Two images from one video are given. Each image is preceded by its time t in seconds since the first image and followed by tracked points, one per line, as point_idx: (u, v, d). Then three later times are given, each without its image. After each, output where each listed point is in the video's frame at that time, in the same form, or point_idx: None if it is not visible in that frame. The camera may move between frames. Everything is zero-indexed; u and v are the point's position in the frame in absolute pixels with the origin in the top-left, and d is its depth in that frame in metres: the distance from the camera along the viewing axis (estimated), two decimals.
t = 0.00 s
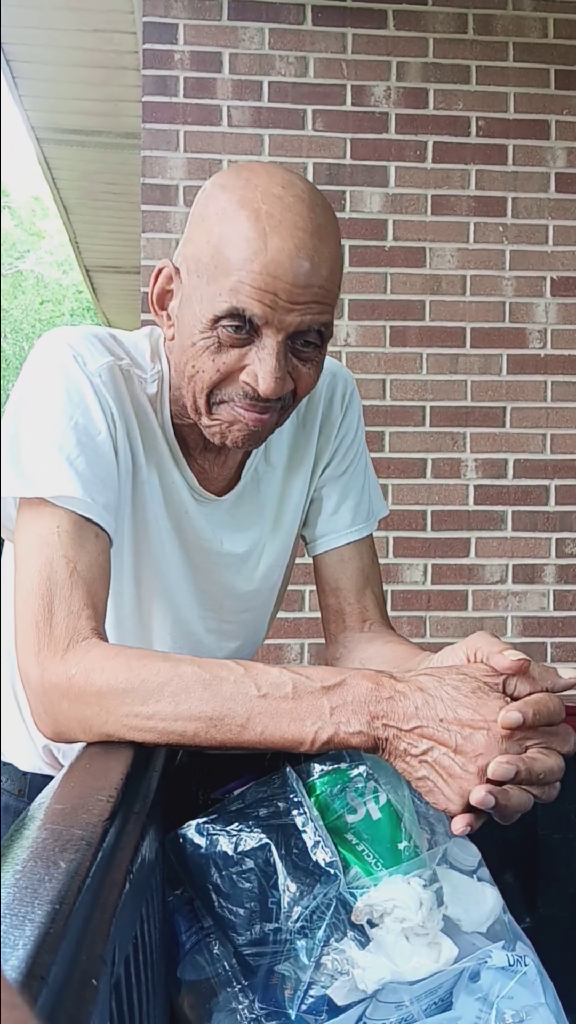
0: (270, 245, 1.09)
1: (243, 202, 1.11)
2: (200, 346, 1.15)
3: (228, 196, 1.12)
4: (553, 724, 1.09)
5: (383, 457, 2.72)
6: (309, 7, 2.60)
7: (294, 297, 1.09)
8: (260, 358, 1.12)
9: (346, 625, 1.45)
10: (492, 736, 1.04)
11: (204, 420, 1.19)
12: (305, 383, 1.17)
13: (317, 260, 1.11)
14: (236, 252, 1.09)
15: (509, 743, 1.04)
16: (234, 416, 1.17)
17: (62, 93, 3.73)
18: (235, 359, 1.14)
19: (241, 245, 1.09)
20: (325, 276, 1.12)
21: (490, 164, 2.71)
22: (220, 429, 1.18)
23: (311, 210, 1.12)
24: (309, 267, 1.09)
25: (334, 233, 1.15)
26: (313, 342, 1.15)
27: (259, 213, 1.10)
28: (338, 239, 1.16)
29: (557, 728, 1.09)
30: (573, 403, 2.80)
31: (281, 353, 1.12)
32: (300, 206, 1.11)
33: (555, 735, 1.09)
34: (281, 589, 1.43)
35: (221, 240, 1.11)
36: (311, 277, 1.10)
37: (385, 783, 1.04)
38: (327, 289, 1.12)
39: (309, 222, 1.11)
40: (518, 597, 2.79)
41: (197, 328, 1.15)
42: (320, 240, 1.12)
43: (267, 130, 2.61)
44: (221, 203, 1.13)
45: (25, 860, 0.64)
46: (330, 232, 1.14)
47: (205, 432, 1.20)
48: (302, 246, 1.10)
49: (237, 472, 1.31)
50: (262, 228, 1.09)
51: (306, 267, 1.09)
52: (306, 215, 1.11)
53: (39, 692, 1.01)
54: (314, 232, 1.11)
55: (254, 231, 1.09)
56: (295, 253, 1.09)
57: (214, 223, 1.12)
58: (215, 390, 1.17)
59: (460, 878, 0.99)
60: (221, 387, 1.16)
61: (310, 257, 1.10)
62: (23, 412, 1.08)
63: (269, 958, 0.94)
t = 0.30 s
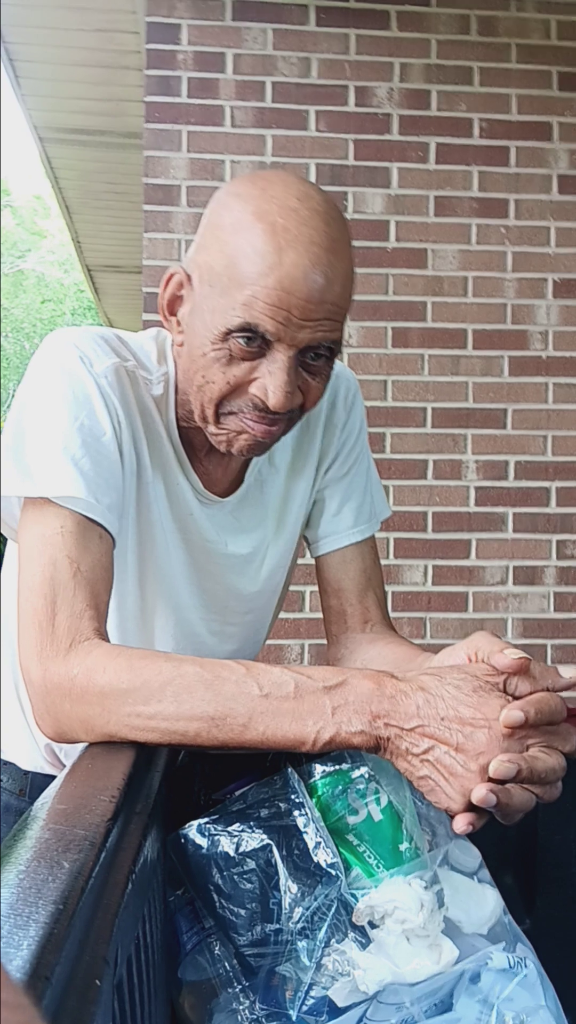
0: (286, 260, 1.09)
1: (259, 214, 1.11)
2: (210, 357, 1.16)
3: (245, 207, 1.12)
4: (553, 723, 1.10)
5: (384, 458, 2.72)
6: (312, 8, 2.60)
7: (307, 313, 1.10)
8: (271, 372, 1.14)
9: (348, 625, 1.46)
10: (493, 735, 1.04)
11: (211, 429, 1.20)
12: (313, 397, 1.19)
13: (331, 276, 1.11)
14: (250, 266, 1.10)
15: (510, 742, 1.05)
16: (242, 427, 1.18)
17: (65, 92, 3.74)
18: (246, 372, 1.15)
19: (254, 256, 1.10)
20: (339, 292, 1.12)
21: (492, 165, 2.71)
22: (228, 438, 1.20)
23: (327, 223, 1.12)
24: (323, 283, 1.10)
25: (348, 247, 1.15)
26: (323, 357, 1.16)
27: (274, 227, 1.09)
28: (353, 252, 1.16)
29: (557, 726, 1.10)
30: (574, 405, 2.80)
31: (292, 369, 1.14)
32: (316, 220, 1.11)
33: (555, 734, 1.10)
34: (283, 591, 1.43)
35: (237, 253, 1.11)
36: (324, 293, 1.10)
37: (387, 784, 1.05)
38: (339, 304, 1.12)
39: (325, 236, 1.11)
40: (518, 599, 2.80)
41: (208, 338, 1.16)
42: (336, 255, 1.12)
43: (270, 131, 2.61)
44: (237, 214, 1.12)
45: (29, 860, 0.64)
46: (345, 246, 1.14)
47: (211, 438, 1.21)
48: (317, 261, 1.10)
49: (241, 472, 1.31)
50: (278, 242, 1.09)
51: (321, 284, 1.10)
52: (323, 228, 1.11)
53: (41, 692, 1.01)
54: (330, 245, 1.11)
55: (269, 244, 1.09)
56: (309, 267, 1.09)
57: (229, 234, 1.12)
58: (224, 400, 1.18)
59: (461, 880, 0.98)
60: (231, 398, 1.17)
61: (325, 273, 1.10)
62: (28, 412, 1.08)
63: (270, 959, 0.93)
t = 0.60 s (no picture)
0: (270, 245, 1.08)
1: (247, 200, 1.10)
2: (195, 341, 1.16)
3: (234, 193, 1.12)
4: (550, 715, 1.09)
5: (384, 453, 2.71)
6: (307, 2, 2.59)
7: (290, 299, 1.08)
8: (252, 358, 1.13)
9: (346, 619, 1.45)
10: (489, 726, 1.04)
11: (195, 415, 1.19)
12: (298, 388, 1.17)
13: (317, 263, 1.10)
14: (235, 251, 1.09)
15: (506, 734, 1.04)
16: (224, 414, 1.17)
17: (62, 90, 3.73)
18: (228, 356, 1.14)
19: (239, 240, 1.09)
20: (325, 279, 1.11)
21: (490, 158, 2.70)
22: (210, 426, 1.19)
23: (315, 212, 1.11)
24: (308, 268, 1.08)
25: (339, 236, 1.13)
26: (308, 346, 1.14)
27: (261, 213, 1.09)
28: (343, 244, 1.15)
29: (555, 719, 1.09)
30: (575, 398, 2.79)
31: (274, 356, 1.12)
32: (305, 207, 1.10)
33: (553, 726, 1.09)
34: (281, 586, 1.43)
35: (220, 239, 1.11)
36: (308, 280, 1.09)
37: (384, 778, 1.04)
38: (325, 293, 1.11)
39: (312, 223, 1.10)
40: (520, 592, 2.79)
41: (193, 323, 1.16)
42: (323, 242, 1.10)
43: (266, 126, 2.60)
44: (226, 200, 1.12)
45: (18, 855, 0.64)
46: (335, 234, 1.13)
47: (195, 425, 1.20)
48: (303, 247, 1.09)
49: (237, 465, 1.30)
50: (263, 228, 1.08)
51: (305, 270, 1.08)
52: (309, 216, 1.10)
53: (36, 689, 1.00)
54: (318, 234, 1.10)
55: (254, 230, 1.08)
56: (294, 253, 1.08)
57: (217, 219, 1.12)
58: (207, 386, 1.17)
59: (459, 873, 0.98)
60: (213, 384, 1.16)
61: (310, 260, 1.09)
62: (22, 410, 1.07)
63: (267, 954, 0.93)
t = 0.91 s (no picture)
0: (256, 217, 1.10)
1: (239, 179, 1.13)
2: (185, 315, 1.17)
3: (228, 174, 1.15)
4: (557, 717, 1.09)
5: (387, 453, 2.71)
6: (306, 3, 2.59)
7: (275, 268, 1.10)
8: (238, 328, 1.13)
9: (352, 619, 1.46)
10: (497, 727, 1.04)
11: (185, 395, 1.19)
12: (287, 366, 1.18)
13: (305, 237, 1.11)
14: (224, 223, 1.11)
15: (514, 736, 1.04)
16: (212, 392, 1.16)
17: (61, 92, 3.73)
18: (215, 328, 1.15)
19: (229, 214, 1.11)
20: (313, 253, 1.12)
21: (490, 157, 2.70)
22: (198, 405, 1.18)
23: (308, 192, 1.13)
24: (294, 240, 1.10)
25: (333, 217, 1.15)
26: (298, 323, 1.16)
27: (251, 188, 1.11)
28: (338, 231, 1.17)
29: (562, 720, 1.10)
30: None
31: (260, 326, 1.13)
32: (297, 185, 1.12)
33: (560, 728, 1.09)
34: (286, 587, 1.43)
35: (211, 211, 1.13)
36: (294, 252, 1.10)
37: (391, 777, 1.05)
38: (311, 269, 1.12)
39: (302, 200, 1.12)
40: (524, 591, 2.79)
41: (185, 298, 1.17)
42: (313, 219, 1.12)
43: (267, 127, 2.61)
44: (220, 181, 1.15)
45: (30, 858, 0.64)
46: (328, 214, 1.14)
47: (185, 407, 1.19)
48: (290, 221, 1.10)
49: (243, 464, 1.31)
50: (252, 201, 1.10)
51: (290, 241, 1.10)
52: (301, 193, 1.12)
53: (43, 692, 1.00)
54: (308, 210, 1.12)
55: (243, 204, 1.10)
56: (282, 226, 1.10)
57: (211, 198, 1.15)
58: (195, 361, 1.17)
59: (467, 873, 0.99)
60: (200, 358, 1.16)
61: (297, 233, 1.11)
62: (26, 412, 1.08)
63: (277, 954, 0.93)
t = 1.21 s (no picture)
0: (247, 192, 1.13)
1: (230, 162, 1.17)
2: (178, 295, 1.19)
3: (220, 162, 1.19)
4: (559, 717, 1.09)
5: (388, 453, 2.71)
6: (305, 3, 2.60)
7: (266, 240, 1.13)
8: (231, 302, 1.15)
9: (354, 619, 1.46)
10: (499, 727, 1.04)
11: (180, 377, 1.19)
12: (281, 342, 1.19)
13: (295, 211, 1.14)
14: (216, 201, 1.14)
15: (516, 736, 1.04)
16: (207, 370, 1.16)
17: (60, 94, 3.74)
18: (208, 303, 1.16)
19: (220, 193, 1.14)
20: (304, 227, 1.14)
21: (490, 156, 2.70)
22: (192, 385, 1.17)
23: (299, 173, 1.17)
24: (285, 214, 1.13)
25: (323, 197, 1.18)
26: (292, 298, 1.18)
27: (241, 168, 1.15)
28: (330, 215, 1.20)
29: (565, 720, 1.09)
30: None
31: (253, 298, 1.15)
32: (286, 165, 1.16)
33: (563, 728, 1.09)
34: (288, 587, 1.43)
35: (204, 192, 1.17)
36: (285, 224, 1.13)
37: (394, 777, 1.05)
38: (303, 243, 1.15)
39: (292, 178, 1.15)
40: (526, 590, 2.79)
41: (178, 281, 1.20)
42: (303, 195, 1.15)
43: (266, 127, 2.61)
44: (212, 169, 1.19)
45: (31, 860, 0.64)
46: (318, 194, 1.18)
47: (181, 391, 1.19)
48: (280, 196, 1.14)
49: (245, 462, 1.32)
50: (242, 180, 1.14)
51: (282, 215, 1.13)
52: (292, 171, 1.15)
53: (45, 693, 1.01)
54: (298, 187, 1.15)
55: (234, 183, 1.14)
56: (272, 201, 1.13)
57: (203, 183, 1.18)
58: (190, 340, 1.18)
59: (470, 872, 0.99)
60: (195, 335, 1.17)
61: (288, 208, 1.14)
62: (26, 413, 1.08)
63: (280, 954, 0.93)
